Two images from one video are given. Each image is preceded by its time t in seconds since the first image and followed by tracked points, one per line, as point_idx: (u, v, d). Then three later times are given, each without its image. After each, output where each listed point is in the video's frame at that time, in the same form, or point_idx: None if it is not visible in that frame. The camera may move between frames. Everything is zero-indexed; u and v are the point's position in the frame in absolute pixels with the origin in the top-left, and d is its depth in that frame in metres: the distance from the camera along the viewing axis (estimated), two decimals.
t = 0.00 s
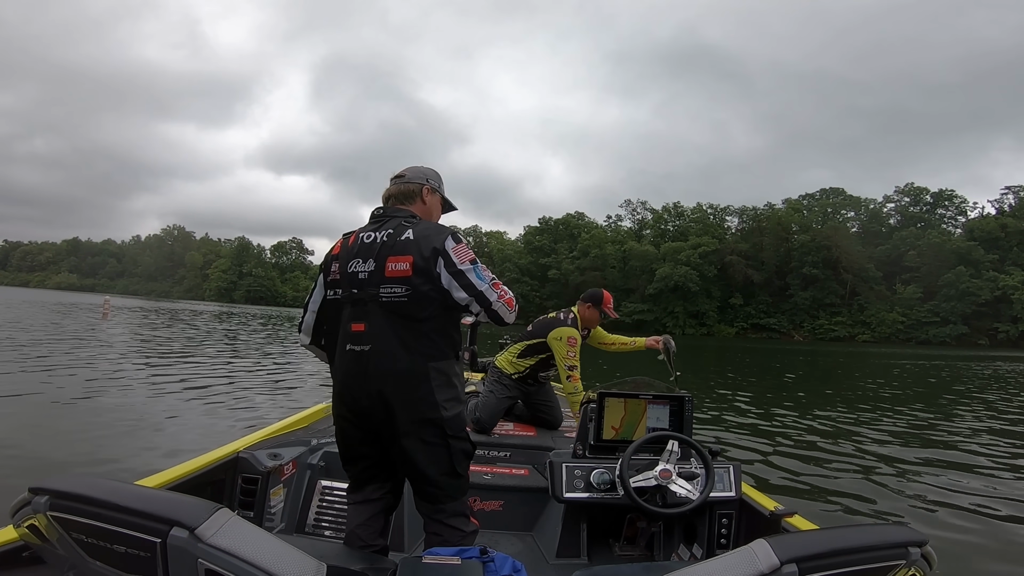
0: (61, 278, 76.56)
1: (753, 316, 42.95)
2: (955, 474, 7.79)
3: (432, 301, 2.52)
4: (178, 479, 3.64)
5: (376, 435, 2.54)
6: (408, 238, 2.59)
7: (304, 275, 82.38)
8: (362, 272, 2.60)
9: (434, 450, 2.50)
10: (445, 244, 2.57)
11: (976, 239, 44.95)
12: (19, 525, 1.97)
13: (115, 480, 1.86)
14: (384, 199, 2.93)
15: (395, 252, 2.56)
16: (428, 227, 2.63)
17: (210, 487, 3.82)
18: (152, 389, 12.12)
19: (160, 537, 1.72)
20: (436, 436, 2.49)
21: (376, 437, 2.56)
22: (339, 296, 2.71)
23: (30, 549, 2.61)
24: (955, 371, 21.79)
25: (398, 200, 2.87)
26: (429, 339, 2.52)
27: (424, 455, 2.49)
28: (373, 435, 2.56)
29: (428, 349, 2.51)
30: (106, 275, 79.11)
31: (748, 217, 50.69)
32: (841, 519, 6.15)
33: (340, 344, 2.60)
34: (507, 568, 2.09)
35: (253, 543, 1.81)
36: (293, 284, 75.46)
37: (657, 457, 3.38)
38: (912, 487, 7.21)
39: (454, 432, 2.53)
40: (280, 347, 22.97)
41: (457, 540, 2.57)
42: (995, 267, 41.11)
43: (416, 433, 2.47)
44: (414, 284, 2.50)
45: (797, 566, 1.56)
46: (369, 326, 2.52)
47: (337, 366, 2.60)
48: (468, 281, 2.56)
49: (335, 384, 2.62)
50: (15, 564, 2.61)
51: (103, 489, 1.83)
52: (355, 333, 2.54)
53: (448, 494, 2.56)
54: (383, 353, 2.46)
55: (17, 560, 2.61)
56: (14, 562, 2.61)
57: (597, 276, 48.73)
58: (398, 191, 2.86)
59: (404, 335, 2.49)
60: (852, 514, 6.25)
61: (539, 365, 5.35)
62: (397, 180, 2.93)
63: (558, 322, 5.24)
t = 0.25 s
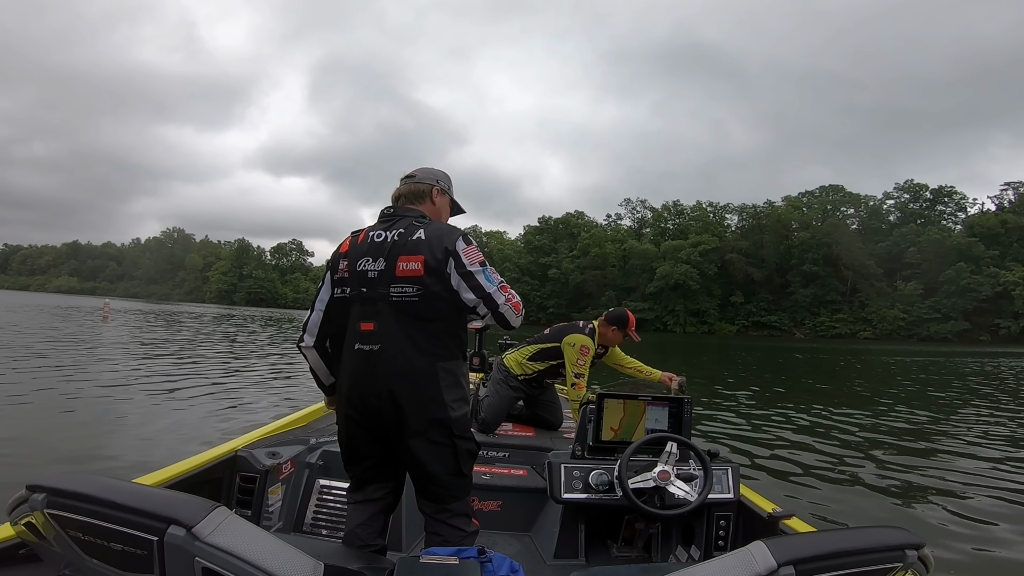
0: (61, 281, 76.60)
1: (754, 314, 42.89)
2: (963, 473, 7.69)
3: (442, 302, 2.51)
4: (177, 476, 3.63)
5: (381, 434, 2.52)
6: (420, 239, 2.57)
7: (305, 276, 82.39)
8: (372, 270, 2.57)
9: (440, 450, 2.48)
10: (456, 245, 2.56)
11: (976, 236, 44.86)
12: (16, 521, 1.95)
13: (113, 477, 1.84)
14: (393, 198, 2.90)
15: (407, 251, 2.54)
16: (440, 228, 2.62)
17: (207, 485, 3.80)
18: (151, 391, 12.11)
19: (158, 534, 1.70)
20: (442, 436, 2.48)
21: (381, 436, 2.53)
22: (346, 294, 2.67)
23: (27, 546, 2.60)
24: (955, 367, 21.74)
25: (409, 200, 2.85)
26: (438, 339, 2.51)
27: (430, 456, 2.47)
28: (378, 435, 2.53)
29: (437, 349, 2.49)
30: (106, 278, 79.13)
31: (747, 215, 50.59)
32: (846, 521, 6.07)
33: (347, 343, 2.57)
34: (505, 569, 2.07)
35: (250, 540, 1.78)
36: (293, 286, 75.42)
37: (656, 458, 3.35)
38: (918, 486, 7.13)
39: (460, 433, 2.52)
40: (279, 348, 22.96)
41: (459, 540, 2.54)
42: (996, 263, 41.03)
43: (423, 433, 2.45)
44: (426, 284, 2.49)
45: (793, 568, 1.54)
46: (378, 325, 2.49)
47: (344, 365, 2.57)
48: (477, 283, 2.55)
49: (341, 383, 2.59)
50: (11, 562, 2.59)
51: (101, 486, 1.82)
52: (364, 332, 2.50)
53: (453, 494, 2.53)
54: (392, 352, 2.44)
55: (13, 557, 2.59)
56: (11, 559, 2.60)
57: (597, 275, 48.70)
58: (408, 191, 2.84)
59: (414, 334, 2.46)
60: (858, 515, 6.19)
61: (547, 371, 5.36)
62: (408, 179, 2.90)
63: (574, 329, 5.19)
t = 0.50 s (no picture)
0: (61, 284, 76.72)
1: (755, 312, 42.91)
2: (967, 470, 7.67)
3: (450, 303, 2.51)
4: (178, 478, 3.62)
5: (386, 433, 2.51)
6: (429, 240, 2.58)
7: (305, 278, 82.49)
8: (380, 270, 2.57)
9: (445, 450, 2.49)
10: (464, 247, 2.56)
11: (976, 232, 44.84)
12: (19, 524, 1.95)
13: (116, 479, 1.84)
14: (403, 199, 2.92)
15: (415, 252, 2.55)
16: (449, 229, 2.63)
17: (209, 486, 3.80)
18: (153, 393, 12.11)
19: (160, 537, 1.70)
20: (447, 436, 2.48)
21: (386, 436, 2.53)
22: (353, 293, 2.67)
23: (30, 548, 2.60)
24: (956, 363, 21.72)
25: (418, 201, 2.86)
26: (444, 340, 2.51)
27: (435, 456, 2.47)
28: (382, 434, 2.52)
29: (444, 350, 2.50)
30: (107, 281, 79.23)
31: (747, 213, 50.54)
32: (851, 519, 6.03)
33: (354, 342, 2.56)
34: (507, 569, 2.07)
35: (253, 542, 1.78)
36: (294, 287, 75.44)
37: (658, 457, 3.34)
38: (921, 483, 7.12)
39: (465, 433, 2.52)
40: (280, 350, 22.96)
41: (461, 540, 2.54)
42: (996, 259, 41.01)
43: (429, 433, 2.44)
44: (434, 285, 2.50)
45: (795, 567, 1.54)
46: (385, 325, 2.49)
47: (350, 363, 2.56)
48: (484, 285, 2.55)
49: (346, 381, 2.58)
50: (15, 564, 2.59)
51: (104, 488, 1.82)
52: (372, 331, 2.50)
53: (456, 494, 2.54)
54: (399, 351, 2.44)
55: (17, 560, 2.60)
56: (15, 561, 2.60)
57: (597, 273, 48.72)
58: (418, 193, 2.86)
59: (420, 334, 2.47)
60: (863, 513, 6.15)
61: (554, 372, 5.36)
62: (419, 182, 2.92)
63: (586, 330, 5.22)
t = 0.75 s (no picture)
0: (61, 286, 76.73)
1: (755, 310, 42.94)
2: (971, 467, 7.65)
3: (456, 303, 2.53)
4: (182, 482, 3.61)
5: (390, 433, 2.52)
6: (435, 240, 2.59)
7: (305, 279, 82.53)
8: (386, 269, 2.58)
9: (449, 450, 2.49)
10: (469, 248, 2.58)
11: (976, 229, 44.85)
12: (25, 530, 1.97)
13: (121, 484, 1.85)
14: (410, 202, 2.94)
15: (421, 252, 2.56)
16: (455, 230, 2.65)
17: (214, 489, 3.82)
18: (155, 395, 12.12)
19: (166, 540, 1.71)
20: (452, 436, 2.49)
21: (391, 436, 2.54)
22: (359, 292, 2.67)
23: (37, 552, 2.61)
24: (957, 361, 21.74)
25: (425, 204, 2.88)
26: (450, 340, 2.53)
27: (441, 456, 2.48)
28: (387, 434, 2.53)
29: (449, 350, 2.51)
30: (107, 283, 79.22)
31: (747, 211, 50.52)
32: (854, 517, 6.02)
33: (359, 342, 2.56)
34: (512, 568, 2.07)
35: (259, 545, 1.79)
36: (294, 288, 75.41)
37: (661, 454, 3.35)
38: (922, 480, 7.13)
39: (469, 434, 2.54)
40: (281, 351, 22.96)
41: (465, 540, 2.55)
42: (997, 256, 41.00)
43: (434, 433, 2.45)
44: (439, 284, 2.51)
45: (801, 563, 1.55)
46: (392, 324, 2.50)
47: (355, 363, 2.56)
48: (488, 287, 2.56)
49: (351, 380, 2.59)
50: (22, 566, 2.61)
51: (109, 492, 1.83)
52: (378, 331, 2.51)
53: (460, 494, 2.55)
54: (405, 350, 2.45)
55: (23, 563, 2.61)
56: (21, 564, 2.61)
57: (597, 273, 48.73)
58: (425, 196, 2.88)
59: (426, 336, 2.47)
60: (867, 510, 6.13)
61: (559, 371, 5.36)
62: (428, 185, 2.95)
63: (590, 329, 5.24)
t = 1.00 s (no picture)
0: (60, 286, 76.73)
1: (755, 310, 42.96)
2: (971, 467, 7.65)
3: (458, 302, 2.54)
4: (185, 484, 3.63)
5: (394, 432, 2.54)
6: (437, 240, 2.61)
7: (305, 279, 82.48)
8: (389, 270, 2.59)
9: (452, 449, 2.50)
10: (471, 248, 2.60)
11: (976, 229, 44.87)
12: (30, 532, 1.98)
13: (124, 486, 1.86)
14: (413, 203, 2.95)
15: (423, 252, 2.57)
16: (457, 230, 2.66)
17: (217, 491, 3.83)
18: (156, 396, 12.12)
19: (170, 543, 1.72)
20: (455, 435, 2.50)
21: (394, 436, 2.55)
22: (362, 293, 2.69)
23: (42, 555, 2.62)
24: (957, 360, 21.76)
25: (428, 205, 2.90)
26: (453, 340, 2.54)
27: (444, 456, 2.49)
28: (391, 433, 2.55)
29: (451, 349, 2.53)
30: (107, 283, 79.20)
31: (747, 211, 50.52)
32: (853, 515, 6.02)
33: (362, 342, 2.58)
34: (514, 568, 2.08)
35: (262, 546, 1.80)
36: (294, 288, 75.34)
37: (663, 453, 3.36)
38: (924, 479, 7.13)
39: (472, 433, 2.55)
40: (281, 351, 22.97)
41: (469, 540, 2.56)
42: (997, 256, 41.03)
43: (437, 432, 2.47)
44: (441, 284, 2.52)
45: (805, 560, 1.56)
46: (395, 324, 2.51)
47: (358, 363, 2.57)
48: (491, 286, 2.58)
49: (355, 381, 2.59)
50: (27, 568, 2.62)
51: (112, 494, 1.84)
52: (381, 330, 2.52)
53: (463, 494, 2.56)
54: (408, 350, 2.46)
55: (27, 566, 2.62)
56: (25, 567, 2.62)
57: (597, 272, 48.74)
58: (428, 197, 2.90)
59: (429, 335, 2.49)
60: (866, 508, 6.14)
61: (561, 367, 5.43)
62: (429, 187, 2.96)
63: (589, 326, 5.26)
